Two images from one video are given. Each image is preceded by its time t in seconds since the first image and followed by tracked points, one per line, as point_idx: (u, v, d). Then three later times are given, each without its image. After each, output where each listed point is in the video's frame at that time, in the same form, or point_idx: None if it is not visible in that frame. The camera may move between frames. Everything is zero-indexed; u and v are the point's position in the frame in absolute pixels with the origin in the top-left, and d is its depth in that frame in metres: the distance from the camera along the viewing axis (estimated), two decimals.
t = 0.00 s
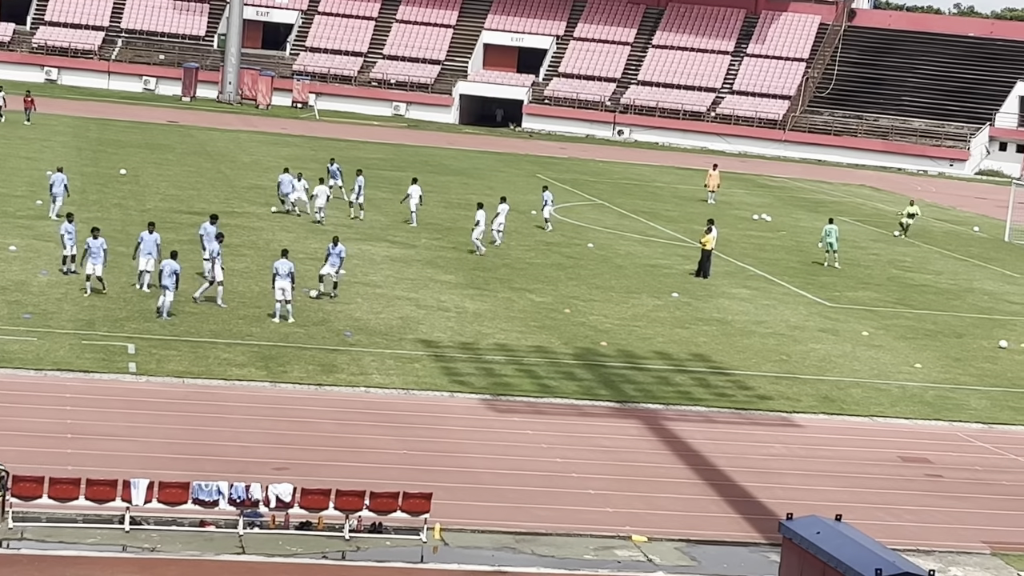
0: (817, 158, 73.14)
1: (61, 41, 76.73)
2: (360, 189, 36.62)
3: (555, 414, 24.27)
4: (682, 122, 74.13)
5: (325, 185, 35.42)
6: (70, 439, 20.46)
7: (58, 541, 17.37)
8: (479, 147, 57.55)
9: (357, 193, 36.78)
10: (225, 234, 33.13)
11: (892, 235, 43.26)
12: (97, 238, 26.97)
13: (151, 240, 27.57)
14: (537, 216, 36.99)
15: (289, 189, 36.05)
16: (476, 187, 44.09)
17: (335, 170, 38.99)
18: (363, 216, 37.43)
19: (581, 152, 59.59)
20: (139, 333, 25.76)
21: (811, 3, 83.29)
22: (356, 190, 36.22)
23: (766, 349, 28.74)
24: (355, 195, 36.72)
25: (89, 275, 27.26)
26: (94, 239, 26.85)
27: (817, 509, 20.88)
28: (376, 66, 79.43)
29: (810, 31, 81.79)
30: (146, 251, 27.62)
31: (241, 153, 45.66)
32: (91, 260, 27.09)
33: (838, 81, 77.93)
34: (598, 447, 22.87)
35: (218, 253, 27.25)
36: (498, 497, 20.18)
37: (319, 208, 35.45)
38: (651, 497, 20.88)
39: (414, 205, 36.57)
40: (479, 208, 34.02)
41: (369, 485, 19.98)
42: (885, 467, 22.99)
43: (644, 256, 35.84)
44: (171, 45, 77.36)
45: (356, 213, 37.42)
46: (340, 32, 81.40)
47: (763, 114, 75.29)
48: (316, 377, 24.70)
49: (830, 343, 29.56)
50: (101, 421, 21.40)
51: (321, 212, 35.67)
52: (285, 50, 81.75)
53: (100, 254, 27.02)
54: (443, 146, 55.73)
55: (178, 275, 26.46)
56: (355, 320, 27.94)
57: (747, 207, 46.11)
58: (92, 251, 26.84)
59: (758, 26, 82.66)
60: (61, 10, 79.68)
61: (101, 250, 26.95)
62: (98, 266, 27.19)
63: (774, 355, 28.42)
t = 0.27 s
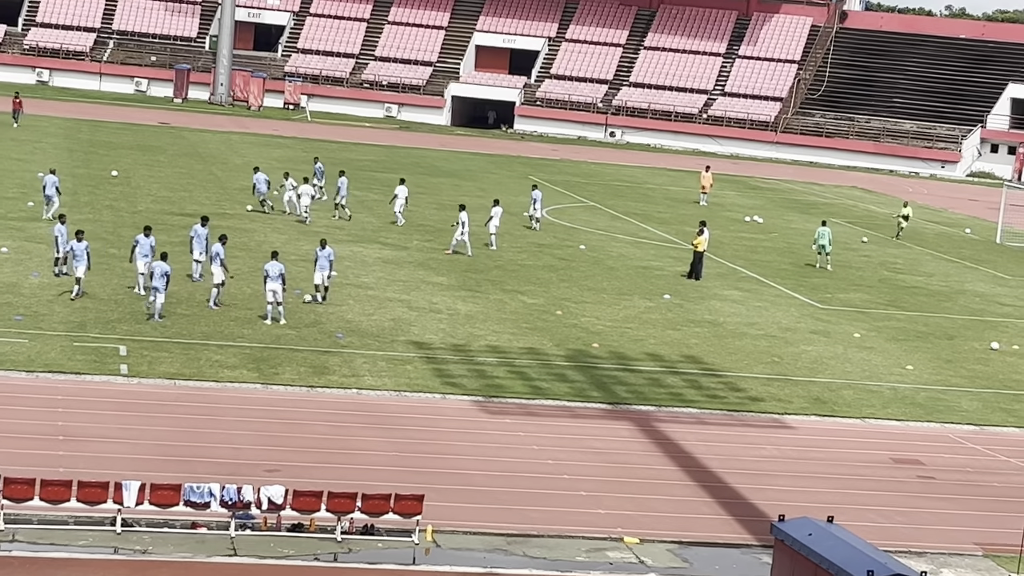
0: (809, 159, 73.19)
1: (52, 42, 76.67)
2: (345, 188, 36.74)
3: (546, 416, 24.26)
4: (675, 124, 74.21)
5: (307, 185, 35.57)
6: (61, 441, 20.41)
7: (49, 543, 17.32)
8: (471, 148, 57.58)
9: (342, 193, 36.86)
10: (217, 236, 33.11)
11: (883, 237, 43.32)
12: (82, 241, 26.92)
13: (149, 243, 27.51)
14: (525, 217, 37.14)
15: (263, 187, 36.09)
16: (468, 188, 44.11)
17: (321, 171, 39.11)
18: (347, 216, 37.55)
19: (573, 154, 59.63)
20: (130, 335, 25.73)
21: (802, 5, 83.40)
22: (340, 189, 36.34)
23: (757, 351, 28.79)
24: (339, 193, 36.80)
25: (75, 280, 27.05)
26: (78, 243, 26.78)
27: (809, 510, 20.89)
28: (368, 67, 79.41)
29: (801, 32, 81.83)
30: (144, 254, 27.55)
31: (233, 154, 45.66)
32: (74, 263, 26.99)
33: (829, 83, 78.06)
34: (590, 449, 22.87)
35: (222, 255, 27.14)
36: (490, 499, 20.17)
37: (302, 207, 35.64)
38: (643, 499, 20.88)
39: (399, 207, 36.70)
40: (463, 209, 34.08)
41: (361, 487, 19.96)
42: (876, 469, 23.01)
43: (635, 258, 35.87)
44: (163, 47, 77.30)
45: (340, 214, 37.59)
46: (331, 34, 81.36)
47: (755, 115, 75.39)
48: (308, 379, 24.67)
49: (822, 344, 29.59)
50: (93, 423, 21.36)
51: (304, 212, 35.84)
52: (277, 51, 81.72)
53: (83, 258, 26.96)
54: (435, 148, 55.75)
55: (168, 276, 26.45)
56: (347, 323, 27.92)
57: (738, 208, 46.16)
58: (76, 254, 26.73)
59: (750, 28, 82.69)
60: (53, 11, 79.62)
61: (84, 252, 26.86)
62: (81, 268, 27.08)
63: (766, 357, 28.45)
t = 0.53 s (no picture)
0: (804, 161, 73.23)
1: (47, 44, 76.62)
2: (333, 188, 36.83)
3: (542, 417, 24.26)
4: (670, 126, 74.26)
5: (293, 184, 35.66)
6: (56, 444, 20.38)
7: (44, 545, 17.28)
8: (466, 150, 57.59)
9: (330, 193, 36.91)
10: (212, 238, 33.11)
11: (879, 239, 43.37)
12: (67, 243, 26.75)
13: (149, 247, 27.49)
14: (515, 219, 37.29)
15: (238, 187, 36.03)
16: (463, 190, 44.11)
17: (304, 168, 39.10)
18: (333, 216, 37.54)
19: (568, 156, 59.66)
20: (125, 337, 25.71)
21: (798, 7, 83.44)
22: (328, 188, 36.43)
23: (752, 353, 28.81)
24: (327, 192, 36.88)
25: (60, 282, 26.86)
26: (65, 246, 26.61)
27: (804, 513, 20.88)
28: (363, 69, 79.41)
29: (796, 34, 81.89)
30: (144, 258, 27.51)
31: (228, 156, 45.65)
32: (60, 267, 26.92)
33: (824, 86, 78.15)
34: (585, 451, 22.87)
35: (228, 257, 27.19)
36: (485, 501, 20.16)
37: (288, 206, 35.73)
38: (638, 501, 20.87)
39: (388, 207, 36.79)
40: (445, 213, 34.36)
41: (355, 489, 19.95)
42: (871, 471, 23.02)
43: (631, 260, 35.89)
44: (158, 49, 77.27)
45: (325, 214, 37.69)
46: (327, 36, 81.36)
47: (750, 118, 75.46)
48: (303, 381, 24.65)
49: (817, 346, 29.61)
50: (87, 425, 21.33)
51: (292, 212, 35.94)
52: (272, 53, 81.74)
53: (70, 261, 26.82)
54: (431, 150, 55.77)
55: (160, 278, 26.44)
56: (342, 325, 27.91)
57: (734, 210, 46.19)
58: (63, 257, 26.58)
59: (745, 29, 82.71)
60: (48, 12, 79.59)
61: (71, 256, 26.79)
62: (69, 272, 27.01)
63: (761, 359, 28.47)
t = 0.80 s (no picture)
0: (802, 164, 73.30)
1: (45, 46, 76.61)
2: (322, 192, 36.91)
3: (539, 420, 24.24)
4: (668, 129, 74.34)
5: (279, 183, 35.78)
6: (53, 446, 20.36)
7: (42, 547, 17.26)
8: (464, 153, 57.59)
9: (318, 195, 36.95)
10: (210, 240, 33.12)
11: (877, 242, 43.39)
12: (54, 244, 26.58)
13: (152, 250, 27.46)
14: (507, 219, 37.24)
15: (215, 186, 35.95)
16: (461, 193, 44.11)
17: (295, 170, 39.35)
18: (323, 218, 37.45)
19: (566, 158, 59.68)
20: (122, 339, 25.69)
21: (795, 10, 83.51)
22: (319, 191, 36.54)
23: (750, 355, 28.82)
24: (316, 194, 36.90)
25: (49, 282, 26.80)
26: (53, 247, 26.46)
27: (802, 515, 20.88)
28: (361, 71, 79.41)
29: (793, 37, 82.17)
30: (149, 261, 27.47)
31: (225, 159, 45.65)
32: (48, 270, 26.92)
33: (822, 88, 78.19)
34: (583, 453, 22.87)
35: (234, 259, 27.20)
36: (482, 504, 20.15)
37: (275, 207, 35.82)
38: (636, 503, 20.87)
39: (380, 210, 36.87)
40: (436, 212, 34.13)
41: (353, 491, 19.94)
42: (869, 473, 23.02)
43: (629, 263, 35.90)
44: (156, 51, 77.26)
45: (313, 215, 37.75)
46: (326, 38, 81.43)
47: (748, 120, 75.55)
48: (301, 383, 24.64)
49: (815, 349, 29.62)
50: (86, 428, 21.32)
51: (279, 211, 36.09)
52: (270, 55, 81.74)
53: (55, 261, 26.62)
54: (429, 153, 55.77)
55: (155, 280, 26.41)
56: (340, 327, 27.91)
57: (731, 213, 46.21)
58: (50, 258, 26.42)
59: (743, 33, 82.93)
60: (45, 15, 79.61)
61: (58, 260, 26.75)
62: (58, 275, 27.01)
63: (759, 361, 28.48)
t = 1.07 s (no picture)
0: (802, 166, 73.33)
1: (45, 48, 76.62)
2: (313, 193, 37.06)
3: (539, 422, 24.24)
4: (667, 131, 74.36)
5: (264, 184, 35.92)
6: (53, 448, 20.34)
7: (42, 549, 17.23)
8: (464, 155, 57.60)
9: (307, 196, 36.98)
10: (210, 243, 33.12)
11: (876, 244, 43.40)
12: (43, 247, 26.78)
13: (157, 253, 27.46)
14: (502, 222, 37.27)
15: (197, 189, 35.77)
16: (460, 195, 44.11)
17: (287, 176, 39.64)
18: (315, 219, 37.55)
19: (566, 160, 59.69)
20: (122, 342, 25.68)
21: (795, 12, 83.50)
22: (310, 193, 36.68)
23: (749, 358, 28.82)
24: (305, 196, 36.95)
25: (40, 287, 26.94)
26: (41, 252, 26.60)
27: (802, 518, 20.87)
28: (361, 73, 79.40)
29: (793, 39, 82.18)
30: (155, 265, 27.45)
31: (225, 161, 45.65)
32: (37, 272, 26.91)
33: (822, 90, 78.20)
34: (583, 455, 22.86)
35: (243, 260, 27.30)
36: (481, 506, 20.15)
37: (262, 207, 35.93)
38: (636, 506, 20.87)
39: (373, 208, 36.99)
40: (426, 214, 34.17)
41: (353, 494, 19.94)
42: (869, 476, 23.01)
43: (628, 265, 35.90)
44: (156, 52, 77.26)
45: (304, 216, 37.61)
46: (326, 40, 81.46)
47: (748, 122, 75.57)
48: (302, 386, 24.63)
49: (815, 351, 29.62)
50: (85, 430, 21.31)
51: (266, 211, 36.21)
52: (270, 57, 81.72)
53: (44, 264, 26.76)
54: (428, 155, 55.78)
55: (155, 282, 26.39)
56: (340, 329, 27.91)
57: (731, 215, 46.21)
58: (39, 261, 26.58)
59: (743, 35, 82.93)
60: (45, 16, 79.64)
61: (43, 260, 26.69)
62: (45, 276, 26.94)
63: (759, 363, 28.48)
